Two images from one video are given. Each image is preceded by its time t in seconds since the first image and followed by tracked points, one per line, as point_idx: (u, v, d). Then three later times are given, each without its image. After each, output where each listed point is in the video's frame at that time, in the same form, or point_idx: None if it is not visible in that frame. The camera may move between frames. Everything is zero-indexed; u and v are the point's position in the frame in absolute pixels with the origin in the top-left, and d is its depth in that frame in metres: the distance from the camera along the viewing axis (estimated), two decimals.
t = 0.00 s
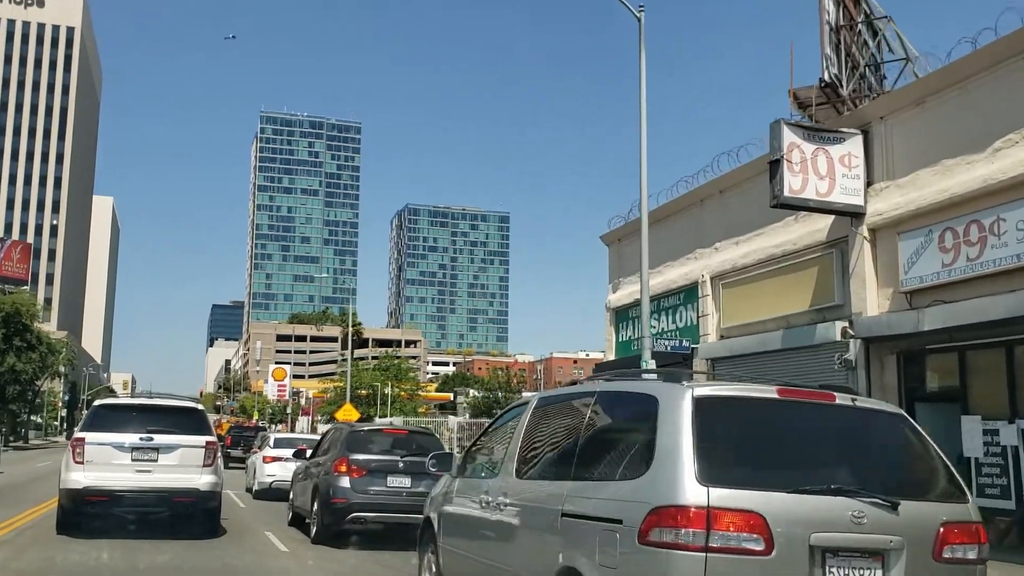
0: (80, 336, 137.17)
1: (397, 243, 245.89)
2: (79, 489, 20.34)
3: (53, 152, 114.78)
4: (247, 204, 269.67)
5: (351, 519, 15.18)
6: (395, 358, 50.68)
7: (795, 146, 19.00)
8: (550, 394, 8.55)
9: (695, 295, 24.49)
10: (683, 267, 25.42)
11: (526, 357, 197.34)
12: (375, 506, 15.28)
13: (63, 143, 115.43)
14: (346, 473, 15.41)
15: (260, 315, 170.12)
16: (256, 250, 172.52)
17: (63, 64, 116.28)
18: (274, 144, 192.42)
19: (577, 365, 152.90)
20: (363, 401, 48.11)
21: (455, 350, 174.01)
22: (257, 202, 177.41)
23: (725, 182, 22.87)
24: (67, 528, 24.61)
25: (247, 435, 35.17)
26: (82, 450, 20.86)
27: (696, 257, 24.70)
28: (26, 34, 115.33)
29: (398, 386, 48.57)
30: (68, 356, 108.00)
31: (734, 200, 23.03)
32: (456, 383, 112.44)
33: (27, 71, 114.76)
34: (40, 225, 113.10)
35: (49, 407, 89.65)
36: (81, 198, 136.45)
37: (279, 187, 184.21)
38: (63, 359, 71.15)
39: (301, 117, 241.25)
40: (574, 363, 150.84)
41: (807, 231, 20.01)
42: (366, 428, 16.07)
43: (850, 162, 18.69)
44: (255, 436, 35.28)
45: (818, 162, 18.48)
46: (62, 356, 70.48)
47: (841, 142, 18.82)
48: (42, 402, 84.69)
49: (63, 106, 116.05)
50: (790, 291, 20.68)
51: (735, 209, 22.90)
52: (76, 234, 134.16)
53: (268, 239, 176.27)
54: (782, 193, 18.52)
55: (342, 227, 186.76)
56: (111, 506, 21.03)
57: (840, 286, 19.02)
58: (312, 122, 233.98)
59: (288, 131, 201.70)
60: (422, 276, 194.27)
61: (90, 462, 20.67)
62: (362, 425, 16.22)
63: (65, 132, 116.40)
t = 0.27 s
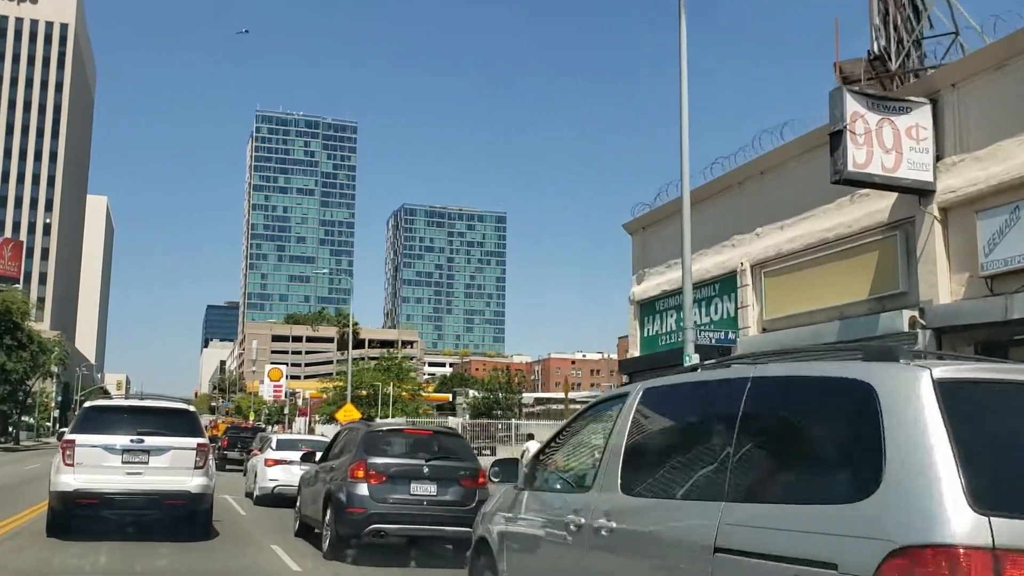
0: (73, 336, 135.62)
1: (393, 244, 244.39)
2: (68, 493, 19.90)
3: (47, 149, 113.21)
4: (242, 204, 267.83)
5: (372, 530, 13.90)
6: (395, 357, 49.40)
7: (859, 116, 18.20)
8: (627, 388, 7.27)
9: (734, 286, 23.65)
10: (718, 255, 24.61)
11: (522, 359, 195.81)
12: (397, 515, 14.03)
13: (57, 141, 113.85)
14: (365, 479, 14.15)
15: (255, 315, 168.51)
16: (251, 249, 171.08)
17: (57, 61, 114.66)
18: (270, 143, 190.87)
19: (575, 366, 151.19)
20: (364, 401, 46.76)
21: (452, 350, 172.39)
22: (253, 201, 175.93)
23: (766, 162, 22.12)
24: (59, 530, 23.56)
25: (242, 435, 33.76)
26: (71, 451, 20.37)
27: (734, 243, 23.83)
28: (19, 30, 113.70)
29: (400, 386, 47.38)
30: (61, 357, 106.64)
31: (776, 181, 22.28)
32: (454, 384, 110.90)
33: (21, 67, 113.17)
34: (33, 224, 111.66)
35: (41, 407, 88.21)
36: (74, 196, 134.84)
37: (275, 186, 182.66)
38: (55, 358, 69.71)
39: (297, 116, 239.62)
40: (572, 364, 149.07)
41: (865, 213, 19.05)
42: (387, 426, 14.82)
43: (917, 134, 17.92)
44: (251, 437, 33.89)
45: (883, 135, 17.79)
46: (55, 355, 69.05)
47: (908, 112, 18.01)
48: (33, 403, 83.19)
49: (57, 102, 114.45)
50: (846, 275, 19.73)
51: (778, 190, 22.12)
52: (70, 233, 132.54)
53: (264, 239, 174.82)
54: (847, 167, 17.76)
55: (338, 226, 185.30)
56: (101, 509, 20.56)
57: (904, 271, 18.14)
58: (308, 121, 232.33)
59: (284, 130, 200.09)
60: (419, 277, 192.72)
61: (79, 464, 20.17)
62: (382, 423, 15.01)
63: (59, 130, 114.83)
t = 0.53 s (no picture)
0: (65, 335, 134.04)
1: (388, 242, 242.70)
2: (55, 492, 18.65)
3: (39, 146, 111.56)
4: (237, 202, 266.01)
5: (400, 545, 11.83)
6: (396, 355, 48.06)
7: (944, 76, 16.30)
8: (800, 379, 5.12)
9: (783, 270, 21.70)
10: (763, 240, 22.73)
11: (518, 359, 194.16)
12: (429, 528, 11.91)
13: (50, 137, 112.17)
14: (391, 484, 12.06)
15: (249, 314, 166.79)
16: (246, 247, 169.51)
17: (50, 57, 112.85)
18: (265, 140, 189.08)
19: (572, 366, 149.55)
20: (363, 399, 45.49)
21: (447, 350, 170.85)
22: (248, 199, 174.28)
23: (820, 135, 20.28)
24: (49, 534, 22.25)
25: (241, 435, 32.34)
26: (60, 449, 19.16)
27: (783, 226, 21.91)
28: (11, 25, 111.86)
29: (401, 385, 46.16)
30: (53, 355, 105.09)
31: (832, 154, 20.35)
32: (451, 383, 109.39)
33: (12, 62, 111.38)
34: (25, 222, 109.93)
35: (31, 406, 86.61)
36: (67, 193, 133.16)
37: (269, 185, 180.85)
38: (46, 355, 68.20)
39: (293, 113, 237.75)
40: (568, 365, 147.44)
41: (943, 186, 17.04)
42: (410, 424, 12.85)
43: (1006, 98, 16.29)
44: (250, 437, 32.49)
45: (969, 96, 16.04)
46: (46, 352, 67.52)
47: (998, 72, 16.36)
48: (24, 402, 81.72)
49: (49, 98, 112.73)
50: (915, 257, 17.72)
51: (833, 164, 20.25)
52: (62, 231, 130.84)
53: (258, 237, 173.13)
54: (933, 131, 15.61)
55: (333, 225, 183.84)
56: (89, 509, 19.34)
57: (990, 248, 16.05)
58: (303, 118, 230.57)
59: (279, 127, 198.13)
60: (414, 276, 190.96)
61: (68, 464, 18.88)
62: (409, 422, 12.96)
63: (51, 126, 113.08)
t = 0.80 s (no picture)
0: (53, 333, 131.56)
1: (380, 241, 240.47)
2: (42, 494, 14.05)
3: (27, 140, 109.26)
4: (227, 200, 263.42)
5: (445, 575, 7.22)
6: (396, 352, 46.47)
7: None
8: None
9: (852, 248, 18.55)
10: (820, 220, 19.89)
11: (511, 357, 192.12)
12: (490, 552, 7.33)
13: (37, 131, 109.96)
14: (425, 492, 7.42)
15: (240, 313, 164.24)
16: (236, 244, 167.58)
17: (37, 49, 110.55)
18: (256, 137, 187.07)
19: (566, 364, 147.61)
20: (361, 398, 44.09)
21: (439, 348, 168.62)
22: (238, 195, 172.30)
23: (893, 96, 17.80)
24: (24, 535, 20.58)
25: (234, 435, 30.75)
26: (44, 448, 14.59)
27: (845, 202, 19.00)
28: None
29: (401, 382, 44.67)
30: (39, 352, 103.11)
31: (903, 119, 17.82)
32: (446, 382, 107.44)
33: None
34: (11, 218, 107.90)
35: (17, 405, 84.71)
36: (55, 189, 130.85)
37: (260, 182, 178.56)
38: (32, 353, 66.07)
39: (284, 110, 235.27)
40: (563, 363, 145.51)
41: None
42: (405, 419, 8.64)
43: None
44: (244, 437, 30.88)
45: None
46: (32, 350, 65.34)
47: None
48: (9, 401, 79.55)
49: (37, 91, 110.55)
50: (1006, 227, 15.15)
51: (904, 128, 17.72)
52: (50, 226, 128.53)
53: (249, 234, 171.09)
54: None
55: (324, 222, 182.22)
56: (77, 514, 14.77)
57: None
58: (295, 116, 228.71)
59: (270, 123, 196.05)
60: (406, 274, 188.86)
61: (55, 463, 14.27)
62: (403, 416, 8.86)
63: (38, 120, 110.84)
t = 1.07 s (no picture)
0: (44, 330, 130.01)
1: (376, 239, 238.60)
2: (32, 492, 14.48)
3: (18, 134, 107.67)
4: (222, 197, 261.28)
5: None
6: (398, 348, 45.04)
7: None
8: None
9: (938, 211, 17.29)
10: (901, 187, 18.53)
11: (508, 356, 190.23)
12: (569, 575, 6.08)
13: (29, 125, 108.32)
14: (485, 503, 6.17)
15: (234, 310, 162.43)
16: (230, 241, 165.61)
17: (30, 42, 108.92)
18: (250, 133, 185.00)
19: (564, 362, 145.85)
20: (363, 395, 42.70)
21: (435, 347, 166.77)
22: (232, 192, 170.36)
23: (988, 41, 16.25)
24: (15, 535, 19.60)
25: (233, 434, 29.18)
26: (36, 446, 14.94)
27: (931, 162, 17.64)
28: None
29: (403, 378, 43.42)
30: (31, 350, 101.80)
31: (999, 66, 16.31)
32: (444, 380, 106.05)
33: None
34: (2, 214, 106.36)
35: (8, 403, 83.41)
36: (47, 185, 129.23)
37: (254, 179, 176.64)
38: (24, 349, 64.51)
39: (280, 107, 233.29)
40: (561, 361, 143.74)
41: None
42: (458, 414, 7.38)
43: None
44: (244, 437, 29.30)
45: None
46: (24, 347, 63.80)
47: None
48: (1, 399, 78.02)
49: (29, 85, 108.86)
50: None
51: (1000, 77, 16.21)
52: (42, 222, 126.92)
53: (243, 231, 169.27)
54: None
55: (319, 219, 179.33)
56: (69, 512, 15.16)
57: None
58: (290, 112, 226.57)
59: (265, 120, 194.01)
60: (401, 271, 187.01)
61: (46, 461, 14.69)
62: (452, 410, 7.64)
63: (31, 114, 109.21)
